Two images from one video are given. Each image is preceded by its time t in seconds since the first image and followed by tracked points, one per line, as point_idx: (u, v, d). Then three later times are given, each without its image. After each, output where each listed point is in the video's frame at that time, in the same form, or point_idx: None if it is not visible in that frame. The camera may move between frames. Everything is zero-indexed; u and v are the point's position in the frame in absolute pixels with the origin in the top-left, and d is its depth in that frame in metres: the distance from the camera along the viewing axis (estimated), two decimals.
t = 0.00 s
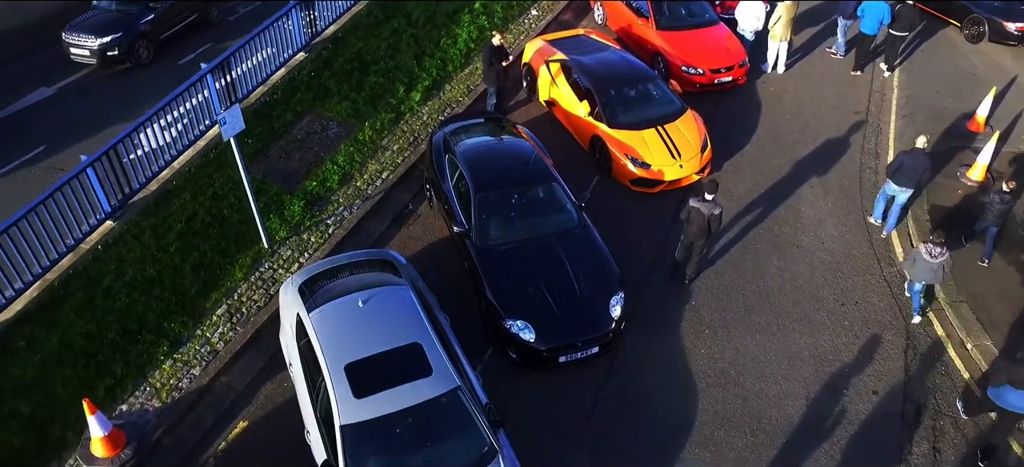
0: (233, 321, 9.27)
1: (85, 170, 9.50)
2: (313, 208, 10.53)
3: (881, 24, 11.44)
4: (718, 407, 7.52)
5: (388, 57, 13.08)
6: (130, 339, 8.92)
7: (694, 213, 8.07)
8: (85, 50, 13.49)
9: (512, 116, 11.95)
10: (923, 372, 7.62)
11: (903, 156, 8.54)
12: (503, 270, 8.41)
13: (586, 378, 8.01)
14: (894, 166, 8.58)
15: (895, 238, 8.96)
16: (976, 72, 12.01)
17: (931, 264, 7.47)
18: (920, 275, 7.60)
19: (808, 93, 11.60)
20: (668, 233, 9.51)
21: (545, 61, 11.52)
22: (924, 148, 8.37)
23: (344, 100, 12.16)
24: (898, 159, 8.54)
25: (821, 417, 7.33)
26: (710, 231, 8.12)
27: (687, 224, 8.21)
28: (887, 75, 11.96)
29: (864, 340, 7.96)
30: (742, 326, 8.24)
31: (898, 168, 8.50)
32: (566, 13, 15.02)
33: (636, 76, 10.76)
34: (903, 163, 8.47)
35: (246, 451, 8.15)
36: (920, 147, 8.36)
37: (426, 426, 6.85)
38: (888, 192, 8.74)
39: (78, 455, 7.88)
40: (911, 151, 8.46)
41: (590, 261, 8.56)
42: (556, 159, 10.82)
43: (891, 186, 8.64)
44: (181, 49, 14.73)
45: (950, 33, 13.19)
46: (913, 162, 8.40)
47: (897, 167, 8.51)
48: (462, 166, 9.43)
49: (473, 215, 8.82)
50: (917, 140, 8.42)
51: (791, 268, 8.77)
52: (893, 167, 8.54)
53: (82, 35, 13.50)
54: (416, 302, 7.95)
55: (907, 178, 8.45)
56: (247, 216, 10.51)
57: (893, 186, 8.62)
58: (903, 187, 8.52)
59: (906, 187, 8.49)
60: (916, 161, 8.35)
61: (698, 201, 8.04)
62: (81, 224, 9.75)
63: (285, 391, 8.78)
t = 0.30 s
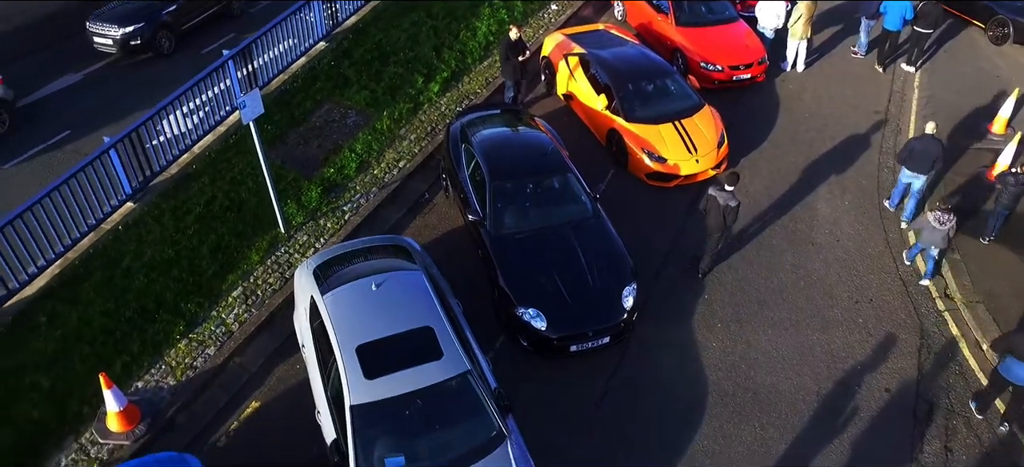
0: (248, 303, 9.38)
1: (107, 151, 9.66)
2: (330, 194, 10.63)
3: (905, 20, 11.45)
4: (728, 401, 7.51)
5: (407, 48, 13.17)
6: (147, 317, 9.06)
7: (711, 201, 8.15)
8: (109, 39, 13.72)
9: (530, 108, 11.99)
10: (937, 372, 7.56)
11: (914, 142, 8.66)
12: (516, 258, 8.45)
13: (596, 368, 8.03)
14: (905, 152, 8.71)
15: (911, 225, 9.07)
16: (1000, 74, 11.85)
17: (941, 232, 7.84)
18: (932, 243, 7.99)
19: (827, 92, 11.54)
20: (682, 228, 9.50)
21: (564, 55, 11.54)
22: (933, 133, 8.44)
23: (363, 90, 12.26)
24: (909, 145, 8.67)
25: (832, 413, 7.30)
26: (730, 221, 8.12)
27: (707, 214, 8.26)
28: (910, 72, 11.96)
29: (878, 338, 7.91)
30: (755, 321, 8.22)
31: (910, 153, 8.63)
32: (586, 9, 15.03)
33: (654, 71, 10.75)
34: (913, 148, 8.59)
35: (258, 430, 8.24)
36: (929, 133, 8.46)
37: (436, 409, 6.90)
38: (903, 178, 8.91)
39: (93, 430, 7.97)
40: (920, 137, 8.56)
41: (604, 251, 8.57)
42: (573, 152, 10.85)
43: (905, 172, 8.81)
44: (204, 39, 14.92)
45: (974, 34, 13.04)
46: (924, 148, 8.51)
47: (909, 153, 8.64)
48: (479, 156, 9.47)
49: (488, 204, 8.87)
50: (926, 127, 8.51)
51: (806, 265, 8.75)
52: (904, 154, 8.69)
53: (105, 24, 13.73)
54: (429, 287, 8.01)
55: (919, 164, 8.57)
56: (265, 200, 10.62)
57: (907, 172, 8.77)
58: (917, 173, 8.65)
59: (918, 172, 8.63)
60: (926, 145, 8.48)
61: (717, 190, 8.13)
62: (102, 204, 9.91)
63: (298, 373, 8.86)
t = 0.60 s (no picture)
0: (263, 286, 9.48)
1: (129, 134, 9.80)
2: (347, 182, 10.72)
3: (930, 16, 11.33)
4: (739, 395, 7.47)
5: (427, 40, 13.24)
6: (163, 297, 9.18)
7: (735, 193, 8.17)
8: (135, 27, 13.92)
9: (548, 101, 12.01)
10: (951, 374, 7.48)
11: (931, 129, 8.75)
12: (530, 248, 8.48)
13: (607, 360, 8.03)
14: (921, 139, 8.78)
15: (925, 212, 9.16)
16: None
17: (943, 208, 8.17)
18: (937, 220, 8.32)
19: (848, 92, 11.46)
20: (698, 223, 9.47)
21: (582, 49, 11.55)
22: (952, 120, 8.52)
23: (383, 80, 12.35)
24: (926, 131, 8.75)
25: (843, 411, 7.24)
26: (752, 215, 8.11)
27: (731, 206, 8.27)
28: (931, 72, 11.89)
29: (892, 338, 7.83)
30: (768, 317, 8.18)
31: (925, 140, 8.71)
32: (607, 5, 15.02)
33: (673, 66, 10.72)
34: (929, 134, 8.67)
35: (269, 412, 8.32)
36: (948, 119, 8.54)
37: (446, 393, 6.93)
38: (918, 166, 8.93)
39: (110, 406, 8.11)
40: (937, 123, 8.66)
41: (617, 243, 8.56)
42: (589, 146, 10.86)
43: (920, 160, 8.83)
44: (228, 29, 15.09)
45: (999, 37, 12.88)
46: (940, 133, 8.59)
47: (925, 139, 8.71)
48: (495, 146, 9.49)
49: (503, 194, 8.90)
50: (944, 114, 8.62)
51: (821, 263, 8.70)
52: (920, 141, 8.75)
53: (132, 12, 13.91)
54: (442, 273, 8.05)
55: (936, 150, 8.61)
56: (283, 186, 10.73)
57: (922, 159, 8.80)
58: (933, 159, 8.69)
59: (934, 158, 8.67)
60: (942, 131, 8.57)
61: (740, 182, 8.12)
62: (123, 186, 10.06)
63: (311, 357, 8.93)
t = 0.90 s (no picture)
0: (278, 271, 9.55)
1: (151, 118, 9.92)
2: (364, 171, 10.78)
3: (958, 17, 11.22)
4: (751, 391, 7.42)
5: (448, 33, 13.29)
6: (180, 279, 9.28)
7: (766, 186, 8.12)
8: (160, 16, 14.09)
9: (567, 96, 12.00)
10: (968, 376, 7.37)
11: (955, 119, 8.83)
12: (544, 238, 8.47)
13: (619, 352, 8.00)
14: (945, 128, 8.86)
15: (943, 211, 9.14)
16: None
17: (959, 184, 8.33)
18: (953, 195, 8.50)
19: (870, 92, 11.35)
20: (714, 219, 9.42)
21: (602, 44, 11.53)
22: (977, 112, 8.63)
23: (402, 71, 12.41)
24: (949, 120, 8.83)
25: (856, 409, 7.17)
26: (784, 209, 8.10)
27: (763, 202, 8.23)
28: (958, 73, 11.74)
29: (909, 338, 7.73)
30: (782, 314, 8.12)
31: (949, 129, 8.80)
32: (629, 2, 14.98)
33: (693, 62, 10.67)
34: (953, 124, 8.75)
35: (282, 394, 8.39)
36: (974, 110, 8.63)
37: (456, 380, 6.95)
38: (937, 155, 9.06)
39: (125, 384, 8.21)
40: (963, 113, 8.73)
41: (632, 236, 8.54)
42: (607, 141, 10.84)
43: (940, 148, 8.96)
44: (251, 20, 15.23)
45: None
46: (965, 123, 8.69)
47: (948, 128, 8.79)
48: (512, 137, 9.49)
49: (519, 184, 8.91)
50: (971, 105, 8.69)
51: (838, 262, 8.62)
52: (943, 130, 8.85)
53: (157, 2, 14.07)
54: (456, 262, 8.08)
55: (958, 140, 8.72)
56: (301, 173, 10.81)
57: (942, 148, 8.94)
58: (954, 149, 8.82)
59: (954, 148, 8.80)
60: (965, 121, 8.66)
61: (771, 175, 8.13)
62: (144, 169, 10.18)
63: (324, 342, 8.99)
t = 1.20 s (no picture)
0: (292, 257, 9.61)
1: (171, 103, 10.03)
2: (381, 160, 10.83)
3: (987, 17, 11.16)
4: (761, 389, 7.35)
5: (467, 26, 13.31)
6: (195, 262, 9.37)
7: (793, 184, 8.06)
8: (184, 6, 14.25)
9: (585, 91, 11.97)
10: (984, 379, 7.26)
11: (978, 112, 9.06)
12: (557, 230, 8.46)
13: (630, 346, 7.96)
14: (968, 120, 9.10)
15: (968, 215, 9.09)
16: None
17: (975, 175, 8.54)
18: (969, 185, 8.69)
19: (892, 93, 11.22)
20: (729, 216, 9.35)
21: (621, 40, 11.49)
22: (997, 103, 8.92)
23: (421, 63, 12.45)
24: (972, 113, 9.08)
25: (869, 409, 7.08)
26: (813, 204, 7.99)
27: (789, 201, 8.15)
28: (987, 68, 11.71)
29: (924, 340, 7.62)
30: (795, 313, 8.04)
31: (972, 121, 9.03)
32: None
33: (713, 58, 10.59)
34: (976, 116, 9.00)
35: (292, 379, 8.44)
36: (995, 101, 8.90)
37: (465, 367, 6.95)
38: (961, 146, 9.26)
39: (138, 364, 8.30)
40: (985, 106, 8.99)
41: (645, 230, 8.50)
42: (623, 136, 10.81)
43: (964, 139, 9.16)
44: (273, 11, 15.36)
45: None
46: (987, 115, 8.92)
47: (971, 120, 9.04)
48: (529, 130, 9.47)
49: (534, 176, 8.90)
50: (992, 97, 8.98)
51: (854, 262, 8.53)
52: (967, 122, 9.07)
53: None
54: (468, 251, 8.08)
55: (981, 131, 8.95)
56: (317, 161, 10.88)
57: (966, 139, 9.13)
58: (977, 140, 9.02)
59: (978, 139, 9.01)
60: (989, 113, 8.89)
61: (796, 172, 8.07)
62: (163, 154, 10.30)
63: (335, 328, 9.04)
